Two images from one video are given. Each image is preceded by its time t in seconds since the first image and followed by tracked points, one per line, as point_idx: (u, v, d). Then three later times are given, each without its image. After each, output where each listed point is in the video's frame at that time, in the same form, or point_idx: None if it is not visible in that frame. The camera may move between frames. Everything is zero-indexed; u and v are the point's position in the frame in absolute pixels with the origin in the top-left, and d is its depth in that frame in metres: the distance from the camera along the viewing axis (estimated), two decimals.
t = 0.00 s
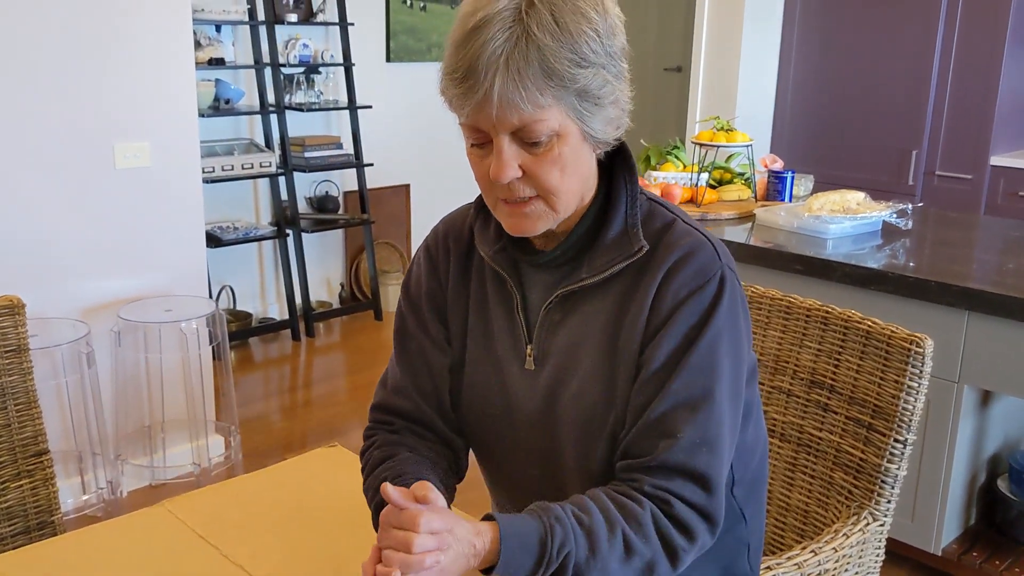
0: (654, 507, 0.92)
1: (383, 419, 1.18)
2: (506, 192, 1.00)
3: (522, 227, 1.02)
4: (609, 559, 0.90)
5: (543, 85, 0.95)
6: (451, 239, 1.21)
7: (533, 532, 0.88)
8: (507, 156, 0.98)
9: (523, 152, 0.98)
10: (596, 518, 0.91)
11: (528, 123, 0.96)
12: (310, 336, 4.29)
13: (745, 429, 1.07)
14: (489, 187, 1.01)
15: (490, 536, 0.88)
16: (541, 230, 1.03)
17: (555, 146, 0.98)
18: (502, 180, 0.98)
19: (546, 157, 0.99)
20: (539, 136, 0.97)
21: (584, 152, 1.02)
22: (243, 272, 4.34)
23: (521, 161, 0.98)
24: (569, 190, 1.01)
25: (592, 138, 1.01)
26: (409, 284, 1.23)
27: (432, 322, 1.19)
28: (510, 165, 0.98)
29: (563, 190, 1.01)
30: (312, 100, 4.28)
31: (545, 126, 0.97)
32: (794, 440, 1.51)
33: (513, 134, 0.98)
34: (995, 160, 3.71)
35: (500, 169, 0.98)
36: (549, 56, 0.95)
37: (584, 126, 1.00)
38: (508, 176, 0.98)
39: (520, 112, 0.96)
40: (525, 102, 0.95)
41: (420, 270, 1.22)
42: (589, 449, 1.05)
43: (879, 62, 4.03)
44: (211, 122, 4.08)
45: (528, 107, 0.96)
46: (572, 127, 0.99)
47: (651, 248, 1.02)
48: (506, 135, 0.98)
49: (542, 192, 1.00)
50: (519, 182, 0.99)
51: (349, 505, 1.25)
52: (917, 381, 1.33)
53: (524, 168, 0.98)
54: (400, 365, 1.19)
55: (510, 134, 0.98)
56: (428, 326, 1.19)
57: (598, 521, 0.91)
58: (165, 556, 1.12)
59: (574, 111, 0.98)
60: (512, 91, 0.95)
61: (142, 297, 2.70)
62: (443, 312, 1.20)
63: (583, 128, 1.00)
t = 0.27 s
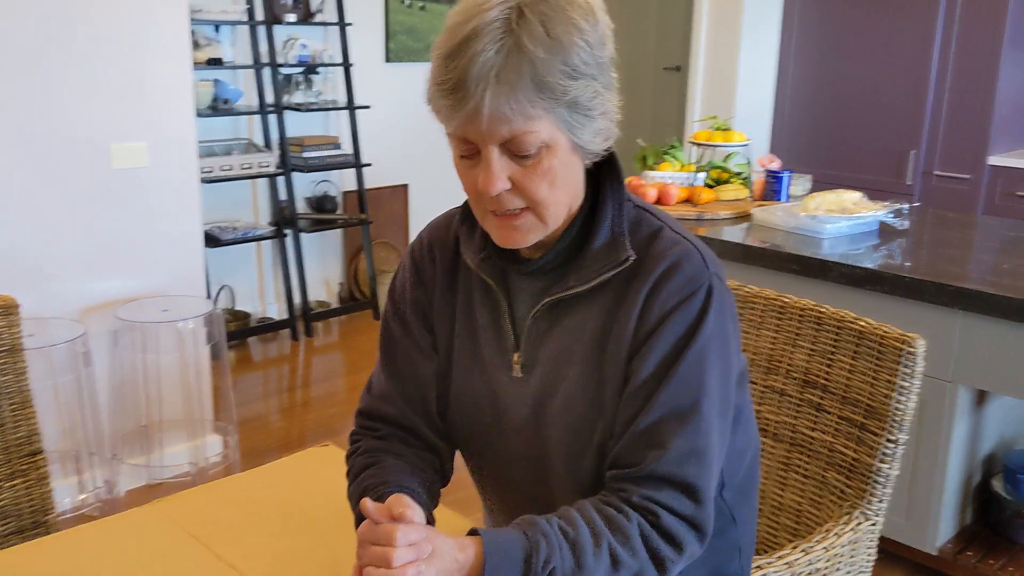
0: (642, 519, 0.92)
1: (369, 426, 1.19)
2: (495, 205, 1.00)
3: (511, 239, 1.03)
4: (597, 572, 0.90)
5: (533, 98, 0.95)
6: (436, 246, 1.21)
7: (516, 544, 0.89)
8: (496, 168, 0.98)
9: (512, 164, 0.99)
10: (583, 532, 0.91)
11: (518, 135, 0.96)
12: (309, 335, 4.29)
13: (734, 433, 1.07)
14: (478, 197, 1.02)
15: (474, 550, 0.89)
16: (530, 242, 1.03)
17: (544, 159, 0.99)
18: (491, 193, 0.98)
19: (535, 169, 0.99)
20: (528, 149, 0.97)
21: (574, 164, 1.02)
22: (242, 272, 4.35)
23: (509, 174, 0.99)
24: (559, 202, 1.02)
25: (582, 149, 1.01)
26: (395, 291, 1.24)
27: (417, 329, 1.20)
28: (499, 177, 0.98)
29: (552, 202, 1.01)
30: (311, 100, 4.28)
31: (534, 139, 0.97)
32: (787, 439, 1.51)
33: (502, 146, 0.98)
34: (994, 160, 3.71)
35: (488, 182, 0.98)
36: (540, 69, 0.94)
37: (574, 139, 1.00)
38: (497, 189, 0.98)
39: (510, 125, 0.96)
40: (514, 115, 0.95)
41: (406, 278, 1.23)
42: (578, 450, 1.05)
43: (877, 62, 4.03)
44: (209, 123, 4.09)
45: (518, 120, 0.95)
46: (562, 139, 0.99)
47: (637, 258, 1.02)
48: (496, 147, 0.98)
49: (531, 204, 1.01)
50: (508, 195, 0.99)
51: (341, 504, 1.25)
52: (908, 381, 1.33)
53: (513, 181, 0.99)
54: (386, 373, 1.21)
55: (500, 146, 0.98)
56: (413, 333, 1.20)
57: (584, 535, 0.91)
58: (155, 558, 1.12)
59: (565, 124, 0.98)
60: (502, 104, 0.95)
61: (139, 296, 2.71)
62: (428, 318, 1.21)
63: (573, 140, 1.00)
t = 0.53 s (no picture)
0: (630, 518, 0.93)
1: (360, 421, 1.20)
2: (485, 199, 1.01)
3: (501, 235, 1.03)
4: (584, 570, 0.91)
5: (524, 92, 0.95)
6: (429, 242, 1.22)
7: (503, 544, 0.90)
8: (486, 162, 0.98)
9: (502, 159, 0.99)
10: (570, 528, 0.92)
11: (508, 129, 0.97)
12: (318, 329, 4.31)
13: (727, 429, 1.08)
14: (468, 192, 1.02)
15: (460, 548, 0.90)
16: (519, 238, 1.04)
17: (534, 154, 0.99)
18: (481, 187, 0.99)
19: (526, 164, 0.99)
20: (518, 143, 0.98)
21: (565, 160, 1.02)
22: (253, 266, 4.38)
23: (499, 168, 0.99)
24: (549, 198, 1.02)
25: (573, 146, 1.02)
26: (389, 286, 1.25)
27: (410, 325, 1.22)
28: (489, 171, 0.98)
29: (542, 198, 1.01)
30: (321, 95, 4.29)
31: (524, 133, 0.97)
32: (788, 434, 1.51)
33: (492, 140, 0.98)
34: (1004, 156, 3.68)
35: (478, 176, 0.99)
36: (531, 63, 0.95)
37: (564, 135, 1.00)
38: (486, 182, 0.98)
39: (501, 119, 0.96)
40: (505, 108, 0.95)
41: (400, 273, 1.24)
42: (569, 442, 1.06)
43: (889, 57, 4.00)
44: (220, 117, 4.11)
45: (508, 113, 0.96)
46: (552, 135, 0.99)
47: (628, 258, 1.02)
48: (486, 141, 0.98)
49: (521, 200, 1.01)
50: (498, 189, 1.00)
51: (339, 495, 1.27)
52: (908, 375, 1.33)
53: (503, 176, 0.99)
54: (379, 368, 1.22)
55: (490, 140, 0.98)
56: (405, 330, 1.22)
57: (572, 533, 0.92)
58: (158, 548, 1.13)
59: (555, 118, 0.98)
60: (492, 97, 0.95)
61: (148, 289, 2.74)
62: (421, 315, 1.22)
63: (563, 136, 1.00)
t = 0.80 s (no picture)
0: (656, 495, 0.93)
1: (364, 398, 1.22)
2: (491, 175, 1.01)
3: (507, 213, 1.04)
4: (620, 548, 0.90)
5: (530, 67, 0.96)
6: (438, 227, 1.24)
7: (548, 523, 0.88)
8: (493, 138, 0.99)
9: (509, 135, 0.99)
10: (607, 508, 0.91)
11: (515, 104, 0.97)
12: (338, 318, 4.35)
13: (732, 414, 1.08)
14: (474, 170, 1.02)
15: (513, 530, 0.86)
16: (525, 217, 1.04)
17: (540, 131, 0.99)
18: (487, 162, 0.99)
19: (532, 141, 1.00)
20: (524, 119, 0.98)
21: (571, 139, 1.03)
22: (274, 255, 4.42)
23: (506, 144, 0.99)
24: (554, 176, 1.02)
25: (578, 125, 1.02)
26: (397, 269, 1.27)
27: (418, 308, 1.24)
28: (495, 147, 0.99)
29: (547, 176, 1.02)
30: (341, 85, 4.31)
31: (530, 109, 0.98)
32: (801, 424, 1.51)
33: (498, 116, 0.99)
34: None
35: (484, 152, 0.99)
36: (538, 39, 0.96)
37: (570, 112, 1.01)
38: (492, 158, 0.99)
39: (507, 93, 0.97)
40: (512, 83, 0.96)
41: (408, 257, 1.26)
42: (575, 426, 1.07)
43: (912, 47, 3.96)
44: (243, 108, 4.15)
45: (515, 88, 0.97)
46: (558, 112, 1.00)
47: (632, 240, 1.03)
48: (492, 117, 0.99)
49: (527, 177, 1.01)
50: (504, 165, 1.00)
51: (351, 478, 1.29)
52: (921, 366, 1.32)
53: (510, 152, 0.99)
54: (386, 350, 1.24)
55: (496, 116, 0.99)
56: (412, 313, 1.24)
57: (608, 510, 0.91)
58: (174, 528, 1.15)
59: (561, 96, 0.99)
60: (500, 72, 0.96)
61: (169, 277, 2.78)
62: (429, 298, 1.24)
63: (569, 114, 1.01)
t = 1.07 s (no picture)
0: (669, 479, 0.94)
1: (365, 387, 1.23)
2: (510, 151, 1.02)
3: (521, 192, 1.04)
4: (640, 528, 0.90)
5: (562, 45, 0.98)
6: (444, 220, 1.25)
7: (582, 492, 0.88)
8: (518, 113, 1.00)
9: (533, 113, 1.01)
10: (629, 485, 0.91)
11: (544, 80, 0.99)
12: (354, 312, 4.37)
13: (735, 409, 1.08)
14: (493, 146, 1.03)
15: (552, 499, 0.85)
16: (537, 199, 1.05)
17: (563, 111, 1.01)
18: (510, 137, 1.00)
19: (555, 120, 1.01)
20: (549, 98, 1.00)
21: (588, 125, 1.05)
22: (290, 249, 4.45)
23: (529, 122, 1.00)
24: (571, 160, 1.04)
25: (596, 110, 1.04)
26: (404, 263, 1.28)
27: (422, 300, 1.25)
28: (519, 122, 1.00)
29: (564, 158, 1.03)
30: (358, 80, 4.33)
31: (557, 87, 1.00)
32: (813, 422, 1.50)
33: (525, 93, 1.00)
34: None
35: (507, 127, 1.00)
36: (571, 19, 0.98)
37: (591, 97, 1.03)
38: (516, 132, 1.00)
39: (537, 69, 0.98)
40: (545, 58, 0.98)
41: (414, 250, 1.27)
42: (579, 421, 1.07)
43: (931, 43, 3.92)
44: (260, 103, 4.17)
45: (547, 63, 0.98)
46: (581, 95, 1.02)
47: (633, 228, 1.04)
48: (519, 93, 1.00)
49: (546, 156, 1.02)
50: (525, 142, 1.01)
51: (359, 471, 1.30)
52: (932, 364, 1.31)
53: (533, 130, 1.01)
54: (389, 340, 1.25)
55: (523, 92, 1.00)
56: (417, 305, 1.25)
57: (630, 486, 0.91)
58: (181, 518, 1.17)
59: (585, 79, 1.01)
60: (536, 45, 0.97)
61: (185, 271, 2.82)
62: (434, 290, 1.25)
63: (590, 98, 1.03)
